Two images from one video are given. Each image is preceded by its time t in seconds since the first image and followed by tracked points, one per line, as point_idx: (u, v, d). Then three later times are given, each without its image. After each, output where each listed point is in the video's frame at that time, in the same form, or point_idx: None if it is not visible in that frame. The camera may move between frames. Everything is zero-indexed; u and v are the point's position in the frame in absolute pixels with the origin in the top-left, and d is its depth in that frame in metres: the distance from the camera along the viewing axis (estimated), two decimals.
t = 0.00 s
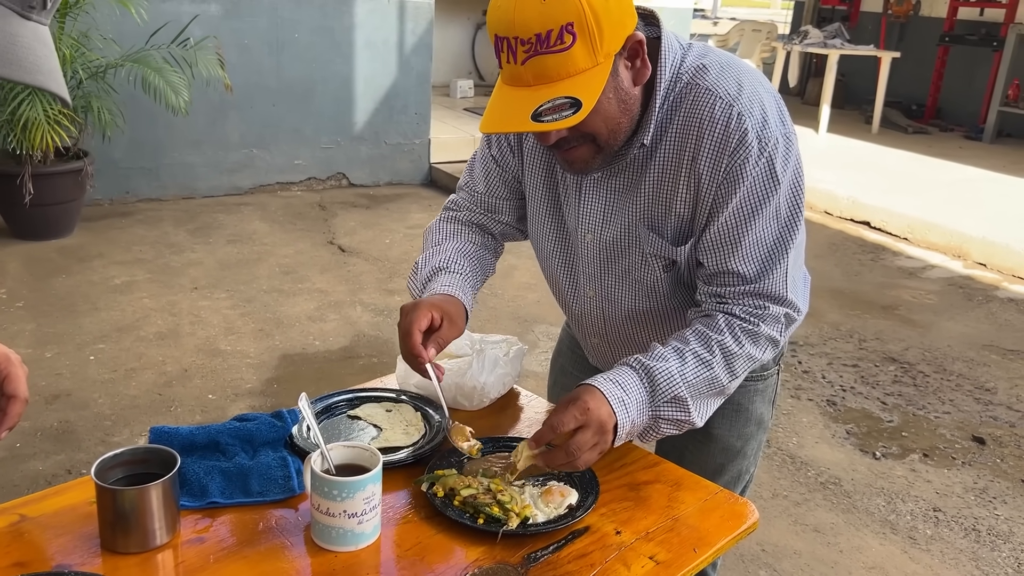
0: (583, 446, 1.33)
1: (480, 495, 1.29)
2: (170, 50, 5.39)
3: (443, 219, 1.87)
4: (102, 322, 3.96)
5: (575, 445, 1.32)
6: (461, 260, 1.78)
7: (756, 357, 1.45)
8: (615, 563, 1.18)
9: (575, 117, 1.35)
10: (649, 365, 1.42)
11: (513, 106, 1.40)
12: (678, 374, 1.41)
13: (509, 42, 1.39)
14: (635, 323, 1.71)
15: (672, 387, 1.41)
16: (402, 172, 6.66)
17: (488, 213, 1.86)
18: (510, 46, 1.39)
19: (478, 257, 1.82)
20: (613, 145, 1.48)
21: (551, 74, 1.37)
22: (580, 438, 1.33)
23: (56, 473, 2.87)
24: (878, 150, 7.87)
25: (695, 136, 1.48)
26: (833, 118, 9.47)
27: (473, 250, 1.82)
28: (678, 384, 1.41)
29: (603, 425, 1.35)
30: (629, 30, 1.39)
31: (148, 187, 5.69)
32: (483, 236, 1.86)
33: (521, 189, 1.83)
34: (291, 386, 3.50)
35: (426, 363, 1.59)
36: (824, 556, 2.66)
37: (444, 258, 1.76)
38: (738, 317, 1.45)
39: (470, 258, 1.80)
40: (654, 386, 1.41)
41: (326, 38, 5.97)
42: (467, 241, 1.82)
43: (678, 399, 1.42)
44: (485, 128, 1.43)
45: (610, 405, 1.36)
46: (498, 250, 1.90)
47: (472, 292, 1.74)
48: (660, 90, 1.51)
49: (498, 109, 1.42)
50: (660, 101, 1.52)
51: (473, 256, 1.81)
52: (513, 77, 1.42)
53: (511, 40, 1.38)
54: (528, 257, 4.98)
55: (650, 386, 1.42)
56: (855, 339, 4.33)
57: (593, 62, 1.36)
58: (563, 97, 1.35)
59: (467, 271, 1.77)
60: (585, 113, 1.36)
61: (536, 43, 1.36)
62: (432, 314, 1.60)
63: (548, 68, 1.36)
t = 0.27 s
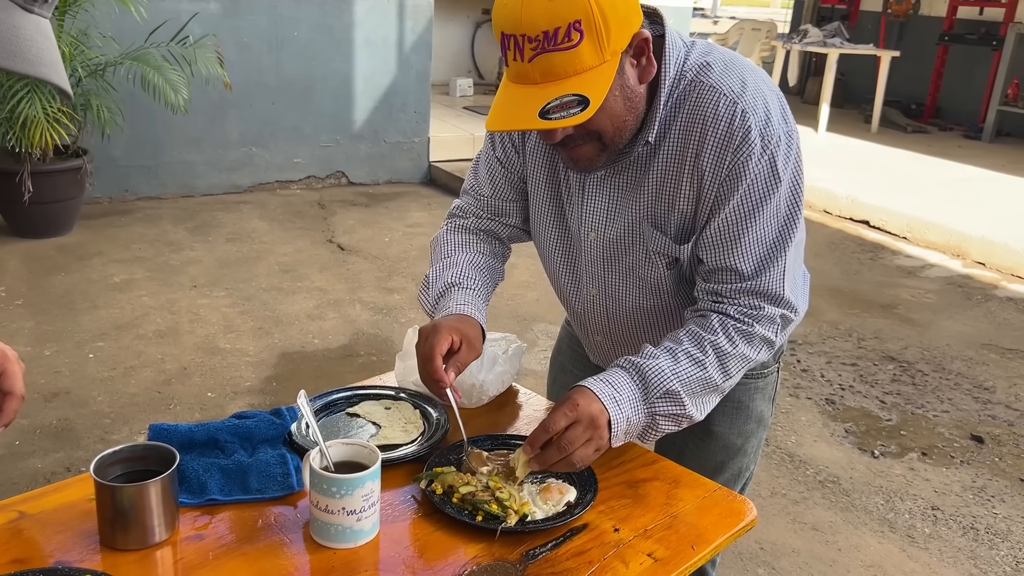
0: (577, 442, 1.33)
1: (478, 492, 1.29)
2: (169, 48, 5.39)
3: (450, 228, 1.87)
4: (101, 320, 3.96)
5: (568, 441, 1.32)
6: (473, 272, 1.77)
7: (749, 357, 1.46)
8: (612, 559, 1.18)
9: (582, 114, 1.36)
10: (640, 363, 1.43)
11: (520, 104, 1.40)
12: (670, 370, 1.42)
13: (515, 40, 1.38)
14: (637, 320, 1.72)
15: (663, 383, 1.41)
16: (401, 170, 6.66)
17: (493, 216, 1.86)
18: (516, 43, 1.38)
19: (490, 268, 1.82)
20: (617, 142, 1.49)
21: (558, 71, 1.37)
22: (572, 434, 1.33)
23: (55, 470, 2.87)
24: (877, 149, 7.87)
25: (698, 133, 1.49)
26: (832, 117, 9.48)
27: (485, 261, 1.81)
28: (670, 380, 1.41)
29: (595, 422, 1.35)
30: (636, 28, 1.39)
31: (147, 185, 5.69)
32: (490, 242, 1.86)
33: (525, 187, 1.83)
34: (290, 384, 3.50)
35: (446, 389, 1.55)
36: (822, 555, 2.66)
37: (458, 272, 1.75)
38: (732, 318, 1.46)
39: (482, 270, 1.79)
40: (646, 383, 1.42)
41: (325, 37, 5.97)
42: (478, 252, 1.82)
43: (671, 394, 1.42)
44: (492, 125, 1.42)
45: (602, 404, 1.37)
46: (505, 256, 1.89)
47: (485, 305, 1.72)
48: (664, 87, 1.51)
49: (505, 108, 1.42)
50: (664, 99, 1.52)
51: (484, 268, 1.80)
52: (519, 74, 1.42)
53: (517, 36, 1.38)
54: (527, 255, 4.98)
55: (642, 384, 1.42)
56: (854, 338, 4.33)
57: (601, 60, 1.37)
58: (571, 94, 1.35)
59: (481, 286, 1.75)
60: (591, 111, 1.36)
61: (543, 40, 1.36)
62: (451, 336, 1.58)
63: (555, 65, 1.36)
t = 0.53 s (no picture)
0: (569, 445, 1.32)
1: (476, 490, 1.29)
2: (168, 46, 5.39)
3: (455, 234, 1.85)
4: (100, 318, 3.96)
5: (562, 443, 1.31)
6: (467, 284, 1.72)
7: (747, 358, 1.45)
8: (610, 557, 1.18)
9: (581, 108, 1.35)
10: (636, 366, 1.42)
11: (520, 98, 1.40)
12: (666, 374, 1.41)
13: (516, 34, 1.38)
14: (637, 317, 1.72)
15: (660, 388, 1.41)
16: (400, 169, 6.66)
17: (495, 217, 1.86)
18: (517, 37, 1.38)
19: (489, 274, 1.79)
20: (618, 138, 1.48)
21: (558, 65, 1.36)
22: (566, 437, 1.32)
23: (54, 468, 2.87)
24: (877, 148, 7.87)
25: (698, 129, 1.49)
26: (832, 116, 9.48)
27: (482, 268, 1.78)
28: (666, 384, 1.41)
29: (587, 428, 1.33)
30: (636, 23, 1.39)
31: (146, 183, 5.69)
32: (494, 244, 1.85)
33: (526, 186, 1.83)
34: (288, 382, 3.50)
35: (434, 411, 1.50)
36: (820, 553, 2.67)
37: (450, 287, 1.71)
38: (730, 318, 1.45)
39: (478, 279, 1.75)
40: (642, 387, 1.41)
41: (325, 35, 5.96)
42: (478, 258, 1.79)
43: (667, 399, 1.41)
44: (493, 119, 1.42)
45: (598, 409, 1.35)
46: (508, 259, 1.88)
47: (474, 320, 1.68)
48: (665, 83, 1.51)
49: (506, 103, 1.41)
50: (664, 96, 1.52)
51: (482, 276, 1.77)
52: (519, 69, 1.41)
53: (518, 31, 1.38)
54: (527, 254, 4.98)
55: (638, 387, 1.41)
56: (853, 337, 4.33)
57: (601, 54, 1.36)
58: (571, 88, 1.35)
59: (474, 300, 1.71)
60: (592, 105, 1.35)
61: (543, 34, 1.35)
62: (424, 361, 1.54)
63: (555, 59, 1.36)
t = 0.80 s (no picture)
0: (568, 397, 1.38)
1: (476, 488, 1.29)
2: (167, 44, 5.38)
3: (455, 227, 1.87)
4: (99, 317, 3.95)
5: (564, 394, 1.38)
6: (458, 274, 1.74)
7: (763, 347, 1.47)
8: (610, 555, 1.18)
9: (579, 96, 1.35)
10: (655, 349, 1.44)
11: (520, 85, 1.40)
12: (683, 360, 1.44)
13: (516, 22, 1.40)
14: (640, 314, 1.71)
15: (676, 373, 1.44)
16: (400, 167, 6.65)
17: (497, 213, 1.86)
18: (517, 25, 1.40)
19: (484, 265, 1.80)
20: (620, 129, 1.48)
21: (557, 54, 1.37)
22: (574, 397, 1.38)
23: (53, 467, 2.87)
24: (876, 147, 7.87)
25: (702, 122, 1.48)
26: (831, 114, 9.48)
27: (478, 258, 1.79)
28: (682, 370, 1.44)
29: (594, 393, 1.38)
30: (637, 15, 1.38)
31: (145, 181, 5.68)
32: (494, 238, 1.86)
33: (528, 183, 1.83)
34: (288, 380, 3.50)
35: (418, 393, 1.51)
36: (819, 551, 2.67)
37: (441, 276, 1.73)
38: (746, 304, 1.47)
39: (474, 269, 1.77)
40: (658, 370, 1.44)
41: (324, 33, 5.96)
42: (474, 248, 1.81)
43: (681, 385, 1.45)
44: (492, 106, 1.43)
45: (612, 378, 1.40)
46: (509, 254, 1.89)
47: (465, 310, 1.69)
48: (668, 77, 1.51)
49: (505, 89, 1.42)
50: (667, 89, 1.52)
51: (477, 266, 1.78)
52: (520, 57, 1.42)
53: (518, 19, 1.39)
54: (526, 252, 4.98)
55: (655, 370, 1.44)
56: (853, 335, 4.33)
57: (600, 44, 1.36)
58: (569, 76, 1.35)
59: (464, 289, 1.72)
60: (590, 93, 1.35)
61: (543, 22, 1.36)
62: (402, 350, 1.56)
63: (554, 48, 1.36)
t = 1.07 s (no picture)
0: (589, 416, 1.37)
1: (475, 487, 1.29)
2: (167, 43, 5.38)
3: (458, 223, 1.87)
4: (99, 316, 3.96)
5: (585, 412, 1.36)
6: (458, 268, 1.75)
7: (766, 349, 1.48)
8: (609, 555, 1.18)
9: (583, 87, 1.35)
10: (664, 358, 1.45)
11: (524, 75, 1.41)
12: (690, 369, 1.46)
13: (521, 13, 1.41)
14: (641, 313, 1.71)
15: (682, 384, 1.46)
16: (399, 166, 6.65)
17: (500, 209, 1.86)
18: (523, 16, 1.41)
19: (487, 259, 1.80)
20: (622, 125, 1.48)
21: (561, 45, 1.38)
22: (591, 415, 1.37)
23: (53, 466, 2.87)
24: (876, 146, 7.87)
25: (705, 120, 1.49)
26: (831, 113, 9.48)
27: (481, 252, 1.80)
28: (688, 381, 1.46)
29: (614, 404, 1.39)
30: (642, 8, 1.39)
31: (145, 180, 5.68)
32: (496, 233, 1.86)
33: (531, 180, 1.83)
34: (287, 379, 3.50)
35: (417, 379, 1.53)
36: (819, 550, 2.67)
37: (443, 270, 1.74)
38: (750, 305, 1.48)
39: (474, 263, 1.77)
40: (665, 380, 1.45)
41: (323, 32, 5.96)
42: (476, 243, 1.82)
43: (685, 396, 1.47)
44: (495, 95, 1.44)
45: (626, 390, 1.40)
46: (513, 250, 1.89)
47: (467, 302, 1.70)
48: (672, 73, 1.51)
49: (508, 78, 1.42)
50: (671, 87, 1.52)
51: (479, 260, 1.79)
52: (525, 48, 1.43)
53: (524, 10, 1.41)
54: (526, 251, 4.99)
55: (662, 379, 1.45)
56: (853, 334, 4.34)
57: (604, 36, 1.37)
58: (573, 67, 1.35)
59: (464, 282, 1.73)
60: (593, 84, 1.36)
61: (548, 13, 1.38)
62: (401, 340, 1.59)
63: (559, 38, 1.37)
